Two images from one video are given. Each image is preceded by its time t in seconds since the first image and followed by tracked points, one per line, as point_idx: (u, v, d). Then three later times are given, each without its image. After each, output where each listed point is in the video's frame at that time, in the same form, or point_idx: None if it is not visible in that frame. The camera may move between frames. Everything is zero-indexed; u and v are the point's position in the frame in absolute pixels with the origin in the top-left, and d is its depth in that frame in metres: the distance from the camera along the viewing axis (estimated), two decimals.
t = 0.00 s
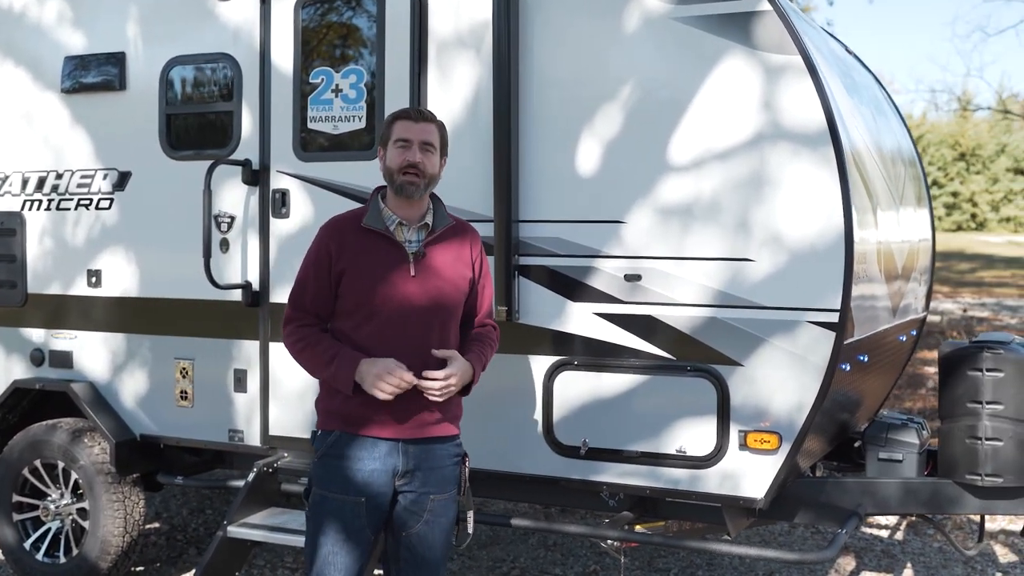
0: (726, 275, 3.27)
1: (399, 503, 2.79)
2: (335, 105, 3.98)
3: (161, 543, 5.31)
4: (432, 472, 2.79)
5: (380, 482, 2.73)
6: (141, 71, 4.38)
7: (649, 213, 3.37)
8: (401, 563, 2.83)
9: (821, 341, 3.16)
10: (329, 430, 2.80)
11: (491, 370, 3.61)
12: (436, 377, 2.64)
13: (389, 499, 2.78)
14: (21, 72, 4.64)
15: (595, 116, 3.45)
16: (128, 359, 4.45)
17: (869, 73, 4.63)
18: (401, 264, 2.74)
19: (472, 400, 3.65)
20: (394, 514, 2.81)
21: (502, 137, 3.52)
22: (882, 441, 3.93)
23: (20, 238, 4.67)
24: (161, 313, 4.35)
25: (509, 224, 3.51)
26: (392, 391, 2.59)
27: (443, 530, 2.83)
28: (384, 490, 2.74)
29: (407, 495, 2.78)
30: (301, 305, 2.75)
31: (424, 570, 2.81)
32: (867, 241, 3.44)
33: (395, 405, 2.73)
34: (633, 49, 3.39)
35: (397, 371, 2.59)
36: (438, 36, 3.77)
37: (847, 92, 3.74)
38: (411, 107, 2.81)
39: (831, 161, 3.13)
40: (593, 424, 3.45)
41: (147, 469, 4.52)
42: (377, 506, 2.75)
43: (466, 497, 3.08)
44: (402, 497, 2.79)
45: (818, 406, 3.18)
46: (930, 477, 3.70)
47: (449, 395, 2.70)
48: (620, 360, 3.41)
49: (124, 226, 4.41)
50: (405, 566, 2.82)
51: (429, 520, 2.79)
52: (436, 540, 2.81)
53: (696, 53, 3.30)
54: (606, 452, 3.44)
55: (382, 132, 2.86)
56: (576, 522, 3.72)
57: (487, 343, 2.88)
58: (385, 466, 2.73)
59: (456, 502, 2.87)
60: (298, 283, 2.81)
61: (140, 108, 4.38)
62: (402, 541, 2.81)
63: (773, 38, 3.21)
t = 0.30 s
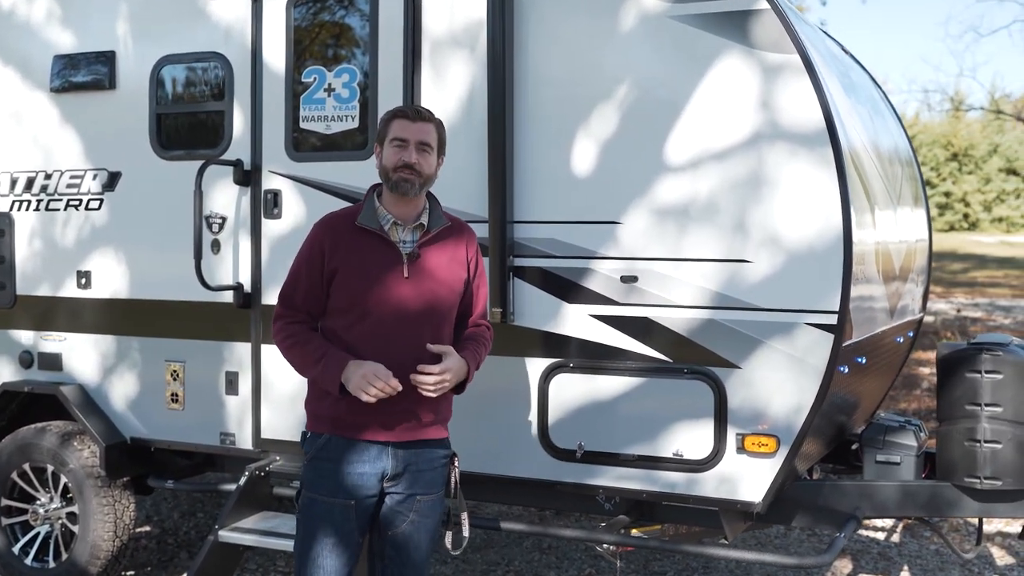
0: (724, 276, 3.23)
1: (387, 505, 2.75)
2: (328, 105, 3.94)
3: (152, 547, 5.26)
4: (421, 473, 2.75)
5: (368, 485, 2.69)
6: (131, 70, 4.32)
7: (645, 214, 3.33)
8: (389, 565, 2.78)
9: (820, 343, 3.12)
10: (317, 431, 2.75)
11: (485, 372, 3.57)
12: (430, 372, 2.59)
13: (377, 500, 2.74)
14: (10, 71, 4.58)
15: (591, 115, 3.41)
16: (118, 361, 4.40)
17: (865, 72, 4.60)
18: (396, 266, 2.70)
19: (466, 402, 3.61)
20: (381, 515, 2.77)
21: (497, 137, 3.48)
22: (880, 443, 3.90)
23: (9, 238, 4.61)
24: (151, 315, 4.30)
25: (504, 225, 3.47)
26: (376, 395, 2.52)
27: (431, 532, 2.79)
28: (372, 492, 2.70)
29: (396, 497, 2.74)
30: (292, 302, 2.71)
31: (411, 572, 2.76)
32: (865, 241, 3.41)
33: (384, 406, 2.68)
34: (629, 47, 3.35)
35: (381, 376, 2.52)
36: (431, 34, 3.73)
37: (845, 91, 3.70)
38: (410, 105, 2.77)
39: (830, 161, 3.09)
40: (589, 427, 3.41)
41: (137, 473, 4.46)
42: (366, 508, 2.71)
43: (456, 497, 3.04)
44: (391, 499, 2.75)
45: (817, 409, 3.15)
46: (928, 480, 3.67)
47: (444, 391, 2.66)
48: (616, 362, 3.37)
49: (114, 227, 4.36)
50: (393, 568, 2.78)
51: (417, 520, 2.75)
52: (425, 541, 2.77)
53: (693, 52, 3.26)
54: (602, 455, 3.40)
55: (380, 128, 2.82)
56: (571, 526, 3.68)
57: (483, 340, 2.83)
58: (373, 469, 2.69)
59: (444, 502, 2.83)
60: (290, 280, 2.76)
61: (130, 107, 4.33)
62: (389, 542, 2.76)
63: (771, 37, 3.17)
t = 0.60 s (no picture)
0: (721, 277, 3.21)
1: (387, 506, 2.73)
2: (323, 104, 3.91)
3: (145, 549, 5.22)
4: (421, 472, 2.74)
5: (370, 486, 2.67)
6: (124, 69, 4.29)
7: (643, 214, 3.31)
8: (386, 566, 2.75)
9: (818, 344, 3.11)
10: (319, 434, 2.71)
11: (481, 373, 3.54)
12: (439, 373, 2.59)
13: (377, 501, 2.72)
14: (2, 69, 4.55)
15: (588, 114, 3.39)
16: (111, 362, 4.36)
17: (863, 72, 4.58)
18: (400, 269, 2.68)
19: (462, 403, 3.59)
20: (380, 516, 2.75)
21: (493, 136, 3.46)
22: (877, 445, 3.88)
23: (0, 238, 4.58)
24: (144, 315, 4.26)
25: (500, 225, 3.44)
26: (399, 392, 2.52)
27: (430, 532, 2.77)
28: (374, 493, 2.68)
29: (396, 497, 2.72)
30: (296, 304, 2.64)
31: (410, 572, 2.74)
32: (864, 241, 3.39)
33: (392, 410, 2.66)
34: (627, 46, 3.33)
35: (409, 373, 2.54)
36: (427, 33, 3.70)
37: (843, 91, 3.68)
38: (418, 109, 2.72)
39: (828, 160, 3.07)
40: (586, 428, 3.39)
41: (131, 474, 4.43)
42: (369, 509, 2.69)
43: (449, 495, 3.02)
44: (391, 499, 2.73)
45: (815, 410, 3.13)
46: (927, 481, 3.65)
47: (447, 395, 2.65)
48: (613, 363, 3.35)
49: (107, 226, 4.33)
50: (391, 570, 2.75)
51: (417, 519, 2.74)
52: (423, 542, 2.75)
53: (691, 51, 3.24)
54: (599, 456, 3.38)
55: (384, 129, 2.76)
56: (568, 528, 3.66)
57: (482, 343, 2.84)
58: (375, 470, 2.67)
59: (441, 502, 2.83)
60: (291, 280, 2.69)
61: (123, 106, 4.29)
62: (387, 542, 2.73)
63: (769, 36, 3.15)
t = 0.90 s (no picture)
0: (725, 276, 3.20)
1: (394, 507, 2.72)
2: (324, 103, 3.89)
3: (144, 550, 5.20)
4: (427, 472, 2.72)
5: (377, 486, 2.66)
6: (123, 68, 4.27)
7: (646, 214, 3.30)
8: (394, 568, 2.73)
9: (822, 344, 3.10)
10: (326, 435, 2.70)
11: (484, 374, 3.53)
12: (444, 374, 2.58)
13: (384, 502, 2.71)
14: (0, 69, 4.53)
15: (591, 114, 3.38)
16: (111, 362, 4.34)
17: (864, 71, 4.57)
18: (405, 272, 2.67)
19: (464, 404, 3.58)
20: (388, 517, 2.73)
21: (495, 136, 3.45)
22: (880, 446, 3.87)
23: None
24: (144, 315, 4.24)
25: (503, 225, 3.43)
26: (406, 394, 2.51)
27: (437, 532, 2.76)
28: (381, 494, 2.67)
29: (403, 498, 2.71)
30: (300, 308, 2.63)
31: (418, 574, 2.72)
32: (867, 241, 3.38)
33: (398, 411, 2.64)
34: (630, 45, 3.32)
35: (416, 376, 2.52)
36: (429, 32, 3.69)
37: (846, 91, 3.68)
38: (425, 111, 2.70)
39: (833, 160, 3.06)
40: (588, 429, 3.38)
41: (130, 475, 4.41)
42: (378, 509, 2.68)
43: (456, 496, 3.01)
44: (398, 500, 2.72)
45: (819, 410, 3.13)
46: (930, 481, 3.64)
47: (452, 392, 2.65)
48: (616, 364, 3.34)
49: (107, 226, 4.31)
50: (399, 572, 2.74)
51: (424, 520, 2.72)
52: (431, 543, 2.74)
53: (695, 50, 3.23)
54: (602, 457, 3.37)
55: (387, 130, 2.73)
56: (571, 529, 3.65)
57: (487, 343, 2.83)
58: (382, 470, 2.66)
59: (449, 502, 2.81)
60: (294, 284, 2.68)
61: (122, 106, 4.27)
62: (394, 544, 2.72)
63: (774, 34, 3.14)
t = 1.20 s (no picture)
0: (730, 274, 3.20)
1: (403, 506, 2.71)
2: (327, 101, 3.89)
3: (144, 549, 5.19)
4: (437, 471, 2.72)
5: (386, 485, 2.65)
6: (125, 66, 4.26)
7: (651, 212, 3.30)
8: (403, 568, 2.73)
9: (827, 342, 3.10)
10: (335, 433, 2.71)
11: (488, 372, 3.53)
12: (449, 376, 2.57)
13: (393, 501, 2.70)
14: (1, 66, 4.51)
15: (596, 112, 3.37)
16: (113, 361, 4.34)
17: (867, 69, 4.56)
18: (412, 271, 2.66)
19: (468, 403, 3.57)
20: (397, 516, 2.73)
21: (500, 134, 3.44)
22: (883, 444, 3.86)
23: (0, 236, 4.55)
24: (146, 314, 4.24)
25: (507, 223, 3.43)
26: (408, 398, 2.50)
27: (447, 532, 2.75)
28: (391, 493, 2.66)
29: (413, 496, 2.71)
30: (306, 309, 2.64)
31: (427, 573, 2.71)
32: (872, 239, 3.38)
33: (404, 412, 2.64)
34: (635, 42, 3.31)
35: (418, 380, 2.51)
36: (432, 30, 3.68)
37: (849, 88, 3.67)
38: (431, 112, 2.68)
39: (839, 157, 3.06)
40: (592, 427, 3.38)
41: (132, 474, 4.40)
42: (388, 507, 2.67)
43: (465, 495, 3.01)
44: (408, 498, 2.71)
45: (824, 408, 3.13)
46: (933, 480, 3.64)
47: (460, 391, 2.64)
48: (621, 362, 3.33)
49: (108, 225, 4.30)
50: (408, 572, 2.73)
51: (433, 519, 2.71)
52: (440, 542, 2.73)
53: (700, 48, 3.23)
54: (606, 455, 3.37)
55: (394, 130, 2.71)
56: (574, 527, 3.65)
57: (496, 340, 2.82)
58: (392, 468, 2.65)
59: (458, 501, 2.81)
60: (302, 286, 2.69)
61: (124, 104, 4.26)
62: (403, 543, 2.71)
63: (780, 32, 3.14)
